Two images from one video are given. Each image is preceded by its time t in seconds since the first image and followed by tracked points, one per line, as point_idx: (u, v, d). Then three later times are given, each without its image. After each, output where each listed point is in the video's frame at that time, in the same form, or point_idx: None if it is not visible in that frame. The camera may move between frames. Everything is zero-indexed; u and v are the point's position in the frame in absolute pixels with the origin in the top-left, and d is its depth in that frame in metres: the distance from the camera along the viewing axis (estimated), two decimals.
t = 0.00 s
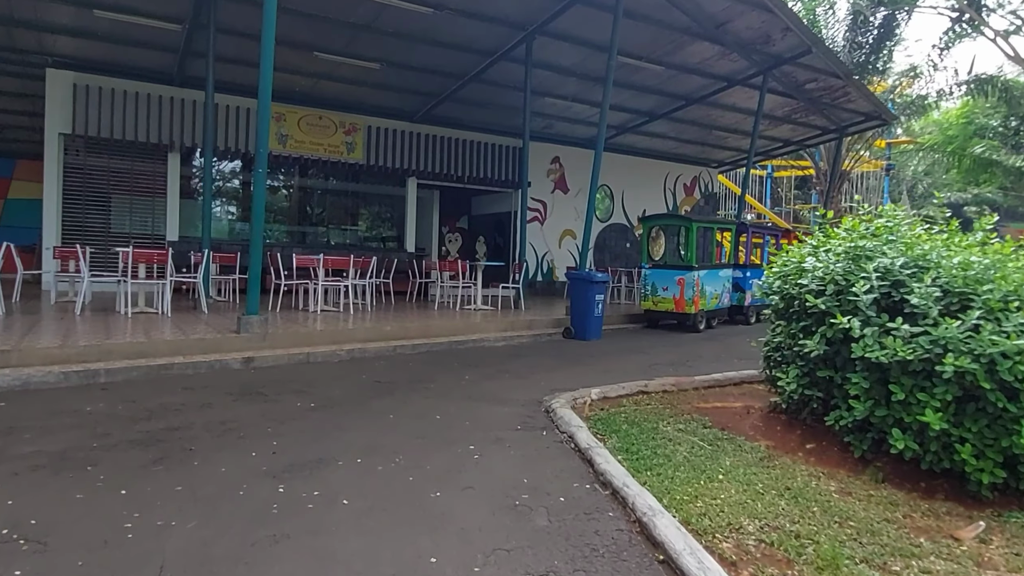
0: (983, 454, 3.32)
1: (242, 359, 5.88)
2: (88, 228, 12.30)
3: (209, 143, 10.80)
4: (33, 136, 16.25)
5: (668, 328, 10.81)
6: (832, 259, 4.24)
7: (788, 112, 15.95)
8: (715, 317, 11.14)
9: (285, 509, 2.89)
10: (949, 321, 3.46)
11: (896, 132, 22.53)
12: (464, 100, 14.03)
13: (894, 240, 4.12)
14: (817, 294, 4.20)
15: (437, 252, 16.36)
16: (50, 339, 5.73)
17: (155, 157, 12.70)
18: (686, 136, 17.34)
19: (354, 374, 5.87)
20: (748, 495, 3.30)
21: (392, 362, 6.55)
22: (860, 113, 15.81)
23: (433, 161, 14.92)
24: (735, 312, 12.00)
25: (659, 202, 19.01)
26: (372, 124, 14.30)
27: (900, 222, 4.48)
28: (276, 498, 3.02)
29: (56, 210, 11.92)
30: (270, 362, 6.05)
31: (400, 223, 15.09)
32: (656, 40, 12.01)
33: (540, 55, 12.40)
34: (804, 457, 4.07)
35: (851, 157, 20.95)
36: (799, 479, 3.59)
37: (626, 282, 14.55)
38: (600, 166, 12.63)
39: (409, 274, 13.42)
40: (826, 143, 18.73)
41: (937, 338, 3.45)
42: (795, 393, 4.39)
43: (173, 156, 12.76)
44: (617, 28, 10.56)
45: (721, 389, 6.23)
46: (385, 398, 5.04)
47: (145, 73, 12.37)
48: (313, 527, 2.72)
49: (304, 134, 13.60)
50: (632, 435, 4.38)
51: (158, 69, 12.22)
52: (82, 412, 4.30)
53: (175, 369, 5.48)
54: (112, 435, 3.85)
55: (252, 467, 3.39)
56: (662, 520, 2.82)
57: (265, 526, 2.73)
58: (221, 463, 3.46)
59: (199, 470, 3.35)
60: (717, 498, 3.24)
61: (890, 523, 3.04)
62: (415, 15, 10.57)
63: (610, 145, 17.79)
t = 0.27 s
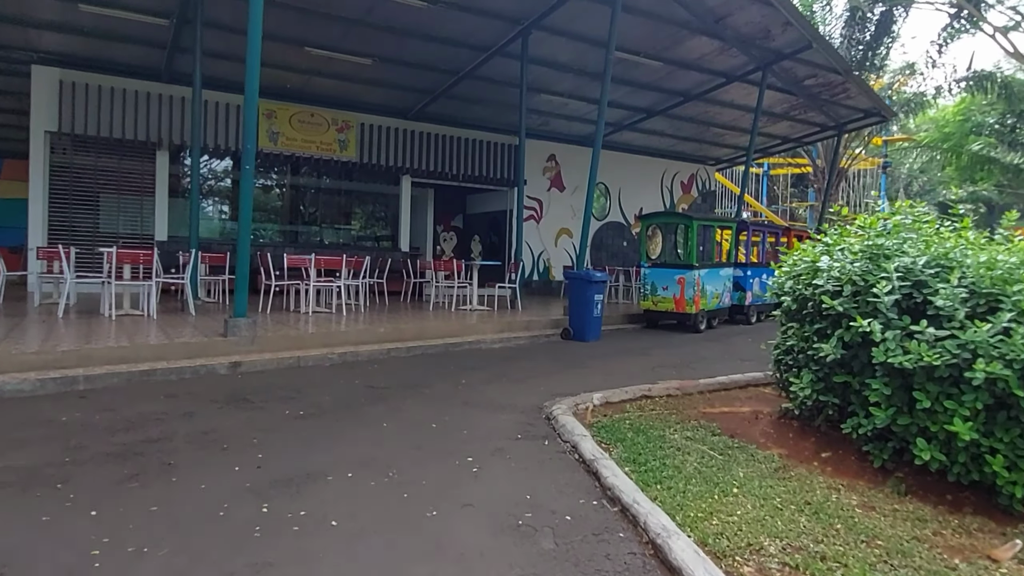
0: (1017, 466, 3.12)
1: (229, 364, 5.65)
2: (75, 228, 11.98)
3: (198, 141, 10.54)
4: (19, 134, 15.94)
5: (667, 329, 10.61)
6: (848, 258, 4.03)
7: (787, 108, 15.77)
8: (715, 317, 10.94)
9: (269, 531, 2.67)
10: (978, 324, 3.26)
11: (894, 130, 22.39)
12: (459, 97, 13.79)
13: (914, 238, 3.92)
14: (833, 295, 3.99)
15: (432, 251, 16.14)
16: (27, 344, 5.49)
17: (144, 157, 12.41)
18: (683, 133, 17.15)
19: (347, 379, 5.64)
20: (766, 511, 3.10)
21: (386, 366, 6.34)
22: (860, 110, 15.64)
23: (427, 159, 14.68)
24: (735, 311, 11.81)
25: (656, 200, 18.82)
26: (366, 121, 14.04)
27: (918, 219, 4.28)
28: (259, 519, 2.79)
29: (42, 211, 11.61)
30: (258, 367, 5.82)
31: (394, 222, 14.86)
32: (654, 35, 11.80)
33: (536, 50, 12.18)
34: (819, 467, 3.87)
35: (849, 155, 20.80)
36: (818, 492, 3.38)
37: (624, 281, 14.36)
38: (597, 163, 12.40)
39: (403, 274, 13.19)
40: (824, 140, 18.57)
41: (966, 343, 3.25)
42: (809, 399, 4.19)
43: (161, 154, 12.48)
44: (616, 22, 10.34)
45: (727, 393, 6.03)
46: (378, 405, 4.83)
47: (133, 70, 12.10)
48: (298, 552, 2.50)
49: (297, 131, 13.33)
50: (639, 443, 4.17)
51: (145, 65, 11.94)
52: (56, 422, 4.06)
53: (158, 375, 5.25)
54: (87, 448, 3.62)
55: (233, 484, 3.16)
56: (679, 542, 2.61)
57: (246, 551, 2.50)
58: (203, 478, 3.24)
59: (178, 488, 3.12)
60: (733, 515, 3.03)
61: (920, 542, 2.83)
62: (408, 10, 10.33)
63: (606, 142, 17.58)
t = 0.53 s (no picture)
0: None
1: (215, 367, 5.43)
2: (61, 228, 11.56)
3: (185, 137, 10.28)
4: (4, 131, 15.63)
5: (666, 327, 10.43)
6: (863, 253, 3.84)
7: (785, 103, 15.60)
8: (715, 314, 10.77)
9: (250, 552, 2.46)
10: (1007, 323, 3.07)
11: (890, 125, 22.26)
12: (453, 92, 13.57)
13: (932, 232, 3.73)
14: (848, 292, 3.80)
15: (426, 249, 15.92)
16: (3, 348, 5.26)
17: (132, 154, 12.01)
18: (680, 128, 16.96)
19: (338, 382, 5.44)
20: (784, 524, 2.90)
21: (379, 367, 6.13)
22: (858, 104, 15.49)
23: (422, 155, 14.44)
24: (734, 309, 11.64)
25: (652, 196, 18.64)
26: (358, 117, 13.79)
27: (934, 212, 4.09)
28: (239, 538, 2.58)
29: (28, 210, 11.24)
30: (245, 370, 5.60)
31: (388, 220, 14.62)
32: (651, 28, 11.61)
33: (531, 44, 11.96)
34: (835, 473, 3.69)
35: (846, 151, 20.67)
36: (837, 502, 3.19)
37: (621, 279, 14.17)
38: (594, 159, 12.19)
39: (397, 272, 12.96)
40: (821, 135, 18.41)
41: (994, 343, 3.06)
42: (822, 401, 4.00)
43: (150, 151, 12.06)
44: (613, 14, 10.15)
45: (731, 394, 5.84)
46: (370, 409, 4.62)
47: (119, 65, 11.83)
48: None
49: (288, 127, 13.06)
50: (644, 449, 3.97)
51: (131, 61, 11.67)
52: (29, 432, 3.84)
53: (140, 380, 5.03)
54: (60, 459, 3.40)
55: (214, 499, 2.94)
56: (696, 563, 2.41)
57: None
58: (181, 492, 3.03)
59: (153, 503, 2.91)
60: (749, 528, 2.84)
61: (951, 558, 2.64)
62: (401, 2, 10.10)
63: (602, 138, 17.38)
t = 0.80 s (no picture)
0: None
1: (195, 373, 5.17)
2: (44, 228, 10.86)
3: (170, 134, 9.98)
4: None
5: (665, 328, 10.20)
6: (881, 253, 3.60)
7: (784, 100, 15.40)
8: (714, 315, 10.55)
9: None
10: None
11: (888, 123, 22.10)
12: (448, 89, 13.30)
13: (956, 230, 3.50)
14: (866, 294, 3.57)
15: (420, 249, 15.65)
16: None
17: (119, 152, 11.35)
18: (677, 126, 16.74)
19: (324, 388, 5.18)
20: (804, 549, 2.66)
21: (368, 372, 5.88)
22: (857, 101, 15.29)
23: (415, 153, 14.16)
24: (734, 309, 11.43)
25: (649, 195, 18.42)
26: (350, 114, 13.50)
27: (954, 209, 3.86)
28: (205, 570, 2.33)
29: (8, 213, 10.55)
30: (228, 376, 5.33)
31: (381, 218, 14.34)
32: (650, 23, 11.37)
33: (527, 39, 11.71)
34: (852, 488, 3.46)
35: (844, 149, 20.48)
36: (858, 522, 2.95)
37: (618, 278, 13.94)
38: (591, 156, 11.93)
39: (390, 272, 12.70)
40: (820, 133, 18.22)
41: None
42: (837, 411, 3.77)
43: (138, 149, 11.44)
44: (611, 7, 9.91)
45: (736, 399, 5.62)
46: (357, 418, 4.38)
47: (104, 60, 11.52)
48: None
49: (278, 124, 12.73)
50: (649, 461, 3.72)
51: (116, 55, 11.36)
52: None
53: (115, 388, 4.76)
54: (18, 477, 3.15)
55: (181, 524, 2.68)
56: None
57: None
58: (146, 515, 2.77)
59: (115, 528, 2.65)
60: (767, 554, 2.60)
61: None
62: None
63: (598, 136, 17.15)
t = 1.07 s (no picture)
0: None
1: (176, 384, 4.93)
2: (31, 228, 10.40)
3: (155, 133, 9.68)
4: None
5: (665, 332, 9.98)
6: (902, 257, 3.40)
7: (783, 99, 15.20)
8: (715, 318, 10.34)
9: None
10: None
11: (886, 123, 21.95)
12: (442, 87, 13.06)
13: (982, 233, 3.29)
14: (885, 303, 3.36)
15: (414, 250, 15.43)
16: None
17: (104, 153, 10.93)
18: (675, 125, 16.53)
19: (312, 400, 4.95)
20: None
21: (359, 381, 5.65)
22: (857, 100, 15.10)
23: (409, 153, 13.91)
24: (734, 312, 11.22)
25: (646, 195, 18.21)
26: (342, 112, 13.23)
27: (977, 209, 3.65)
28: None
29: None
30: (210, 387, 5.09)
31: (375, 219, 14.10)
32: (648, 20, 11.16)
33: (523, 36, 11.48)
34: (872, 510, 3.25)
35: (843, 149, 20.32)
36: (884, 551, 2.74)
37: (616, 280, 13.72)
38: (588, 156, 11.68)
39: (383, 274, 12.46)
40: (818, 132, 18.03)
41: None
42: (854, 426, 3.55)
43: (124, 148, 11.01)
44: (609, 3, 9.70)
45: (742, 409, 5.40)
46: (345, 433, 4.14)
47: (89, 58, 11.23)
48: None
49: (269, 123, 12.42)
50: (654, 481, 3.50)
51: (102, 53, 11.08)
52: None
53: (89, 401, 4.52)
54: None
55: (145, 559, 2.45)
56: None
57: None
58: (109, 548, 2.54)
59: (74, 563, 2.42)
60: None
61: None
62: None
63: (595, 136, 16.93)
